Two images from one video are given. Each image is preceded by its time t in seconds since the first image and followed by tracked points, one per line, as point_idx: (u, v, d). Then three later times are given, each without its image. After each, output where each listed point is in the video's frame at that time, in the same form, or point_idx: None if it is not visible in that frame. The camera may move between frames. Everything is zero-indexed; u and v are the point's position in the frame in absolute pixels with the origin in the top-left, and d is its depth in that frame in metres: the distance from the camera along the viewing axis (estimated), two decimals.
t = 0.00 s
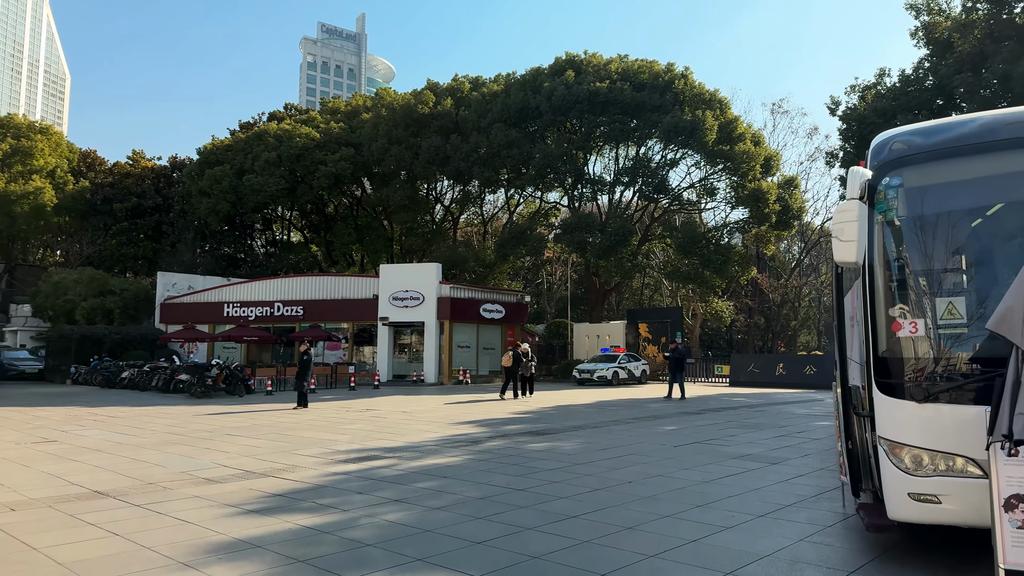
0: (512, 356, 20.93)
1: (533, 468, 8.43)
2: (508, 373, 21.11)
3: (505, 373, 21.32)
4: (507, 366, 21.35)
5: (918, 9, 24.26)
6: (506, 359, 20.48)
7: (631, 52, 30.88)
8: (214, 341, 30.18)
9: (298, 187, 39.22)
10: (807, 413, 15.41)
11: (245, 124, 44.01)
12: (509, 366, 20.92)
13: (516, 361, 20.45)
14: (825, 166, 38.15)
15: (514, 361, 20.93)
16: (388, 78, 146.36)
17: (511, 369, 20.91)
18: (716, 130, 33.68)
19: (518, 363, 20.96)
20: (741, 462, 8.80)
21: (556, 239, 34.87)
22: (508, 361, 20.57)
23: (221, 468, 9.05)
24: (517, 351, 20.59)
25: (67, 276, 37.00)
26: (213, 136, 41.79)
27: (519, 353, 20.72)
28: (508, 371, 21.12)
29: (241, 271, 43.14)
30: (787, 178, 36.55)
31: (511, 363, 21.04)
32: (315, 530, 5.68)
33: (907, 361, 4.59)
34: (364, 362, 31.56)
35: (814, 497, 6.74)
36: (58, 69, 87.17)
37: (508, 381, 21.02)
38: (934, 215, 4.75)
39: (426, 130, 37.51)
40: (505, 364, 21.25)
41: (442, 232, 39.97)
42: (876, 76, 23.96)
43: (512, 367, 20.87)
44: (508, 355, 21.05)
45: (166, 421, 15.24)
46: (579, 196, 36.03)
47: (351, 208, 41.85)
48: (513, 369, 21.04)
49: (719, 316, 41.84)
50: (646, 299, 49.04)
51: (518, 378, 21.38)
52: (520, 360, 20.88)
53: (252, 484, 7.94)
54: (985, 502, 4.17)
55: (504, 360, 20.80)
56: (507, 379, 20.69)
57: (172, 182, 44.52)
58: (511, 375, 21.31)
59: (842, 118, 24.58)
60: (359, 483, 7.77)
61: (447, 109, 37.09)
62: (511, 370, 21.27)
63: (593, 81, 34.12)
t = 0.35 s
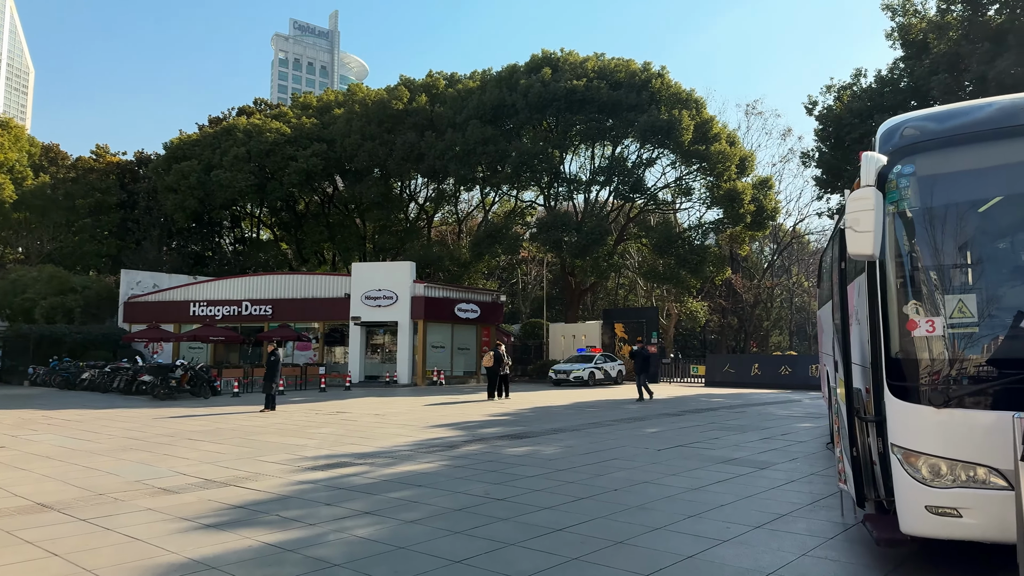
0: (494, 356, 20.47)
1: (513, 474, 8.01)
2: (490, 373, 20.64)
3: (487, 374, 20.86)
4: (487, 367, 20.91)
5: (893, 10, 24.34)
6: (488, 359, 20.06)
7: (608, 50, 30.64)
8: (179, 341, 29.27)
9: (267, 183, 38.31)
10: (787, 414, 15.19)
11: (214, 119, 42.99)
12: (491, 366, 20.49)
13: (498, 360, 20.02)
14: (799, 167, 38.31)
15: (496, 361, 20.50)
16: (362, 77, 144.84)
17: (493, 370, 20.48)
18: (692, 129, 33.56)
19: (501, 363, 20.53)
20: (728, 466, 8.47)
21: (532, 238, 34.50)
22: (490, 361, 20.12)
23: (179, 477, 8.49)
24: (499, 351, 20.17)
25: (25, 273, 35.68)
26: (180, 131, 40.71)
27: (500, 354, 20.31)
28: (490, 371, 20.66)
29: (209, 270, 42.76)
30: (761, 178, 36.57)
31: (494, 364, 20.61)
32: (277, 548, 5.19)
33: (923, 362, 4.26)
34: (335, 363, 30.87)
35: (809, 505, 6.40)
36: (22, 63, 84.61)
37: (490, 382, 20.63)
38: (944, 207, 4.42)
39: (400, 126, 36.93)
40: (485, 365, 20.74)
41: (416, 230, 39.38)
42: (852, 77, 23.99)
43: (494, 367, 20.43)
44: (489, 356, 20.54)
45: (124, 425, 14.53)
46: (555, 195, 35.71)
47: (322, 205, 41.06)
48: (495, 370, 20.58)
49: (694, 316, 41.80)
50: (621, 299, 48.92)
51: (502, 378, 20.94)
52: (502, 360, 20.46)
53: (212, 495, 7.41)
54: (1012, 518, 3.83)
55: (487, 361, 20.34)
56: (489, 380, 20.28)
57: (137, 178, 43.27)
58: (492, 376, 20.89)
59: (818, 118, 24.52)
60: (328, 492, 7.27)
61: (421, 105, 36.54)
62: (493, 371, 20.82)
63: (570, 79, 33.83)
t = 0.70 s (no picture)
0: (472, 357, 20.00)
1: (491, 481, 7.59)
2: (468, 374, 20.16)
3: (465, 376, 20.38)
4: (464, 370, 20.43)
5: (868, 11, 24.43)
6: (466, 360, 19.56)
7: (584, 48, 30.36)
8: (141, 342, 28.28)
9: (235, 180, 37.38)
10: (766, 416, 14.98)
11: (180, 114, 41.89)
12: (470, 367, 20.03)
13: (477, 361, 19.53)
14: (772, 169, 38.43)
15: (475, 362, 20.06)
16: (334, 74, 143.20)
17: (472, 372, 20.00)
18: (667, 129, 33.40)
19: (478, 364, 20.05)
20: (714, 472, 8.14)
21: (506, 237, 34.09)
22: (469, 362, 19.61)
23: (131, 487, 7.90)
24: (478, 352, 19.69)
25: None
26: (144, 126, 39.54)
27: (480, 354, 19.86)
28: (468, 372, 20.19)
29: (174, 268, 41.40)
30: (735, 179, 36.56)
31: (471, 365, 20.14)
32: (232, 569, 4.70)
33: (940, 364, 3.94)
34: (305, 364, 30.12)
35: (804, 515, 6.07)
36: None
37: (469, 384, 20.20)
38: (955, 198, 4.13)
39: (372, 123, 36.29)
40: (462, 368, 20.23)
41: (389, 229, 38.72)
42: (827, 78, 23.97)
43: (472, 369, 19.97)
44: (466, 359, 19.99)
45: (78, 430, 13.79)
46: (530, 194, 35.35)
47: (292, 203, 40.19)
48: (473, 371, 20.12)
49: (667, 317, 41.73)
50: (595, 299, 48.74)
51: (477, 380, 20.48)
52: (480, 361, 20.02)
53: (166, 507, 6.86)
54: None
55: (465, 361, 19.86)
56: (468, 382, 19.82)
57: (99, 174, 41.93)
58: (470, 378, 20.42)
59: (793, 119, 24.39)
60: (293, 504, 6.77)
61: (394, 102, 35.93)
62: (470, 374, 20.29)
63: (546, 77, 33.50)
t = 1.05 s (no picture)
0: (458, 358, 19.53)
1: (473, 491, 7.16)
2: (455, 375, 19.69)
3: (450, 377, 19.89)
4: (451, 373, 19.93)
5: (848, 10, 24.46)
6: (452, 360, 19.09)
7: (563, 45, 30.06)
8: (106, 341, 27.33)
9: (206, 175, 36.48)
10: (749, 417, 14.75)
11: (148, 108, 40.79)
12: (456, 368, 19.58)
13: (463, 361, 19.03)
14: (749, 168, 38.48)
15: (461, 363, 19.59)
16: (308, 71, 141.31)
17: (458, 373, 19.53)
18: (646, 128, 33.21)
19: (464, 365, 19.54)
20: (706, 479, 7.80)
21: (484, 235, 33.66)
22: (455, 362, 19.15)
23: (84, 500, 7.32)
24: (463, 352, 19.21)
25: None
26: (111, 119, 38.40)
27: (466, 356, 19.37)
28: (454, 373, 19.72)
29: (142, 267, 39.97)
30: (712, 179, 36.46)
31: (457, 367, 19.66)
32: None
33: (972, 369, 3.61)
34: (276, 365, 29.38)
35: (808, 527, 5.72)
36: None
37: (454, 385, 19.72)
38: (982, 188, 3.80)
39: (346, 118, 35.71)
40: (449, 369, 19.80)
41: (364, 226, 38.06)
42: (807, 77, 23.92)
43: (458, 370, 19.51)
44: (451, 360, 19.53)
45: (34, 435, 13.06)
46: (508, 193, 34.96)
47: (264, 200, 39.36)
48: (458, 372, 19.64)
49: (645, 317, 41.57)
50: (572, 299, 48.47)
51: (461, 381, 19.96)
52: (466, 361, 19.54)
53: (121, 523, 6.31)
54: None
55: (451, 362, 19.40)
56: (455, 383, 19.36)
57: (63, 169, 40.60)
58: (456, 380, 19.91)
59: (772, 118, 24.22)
60: (261, 518, 6.27)
61: (370, 97, 35.31)
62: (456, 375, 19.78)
63: (524, 74, 33.14)
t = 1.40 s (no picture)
0: (449, 358, 19.08)
1: (462, 501, 6.73)
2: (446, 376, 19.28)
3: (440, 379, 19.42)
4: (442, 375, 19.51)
5: (832, 8, 24.60)
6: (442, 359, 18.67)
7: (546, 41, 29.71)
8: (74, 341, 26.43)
9: (180, 170, 35.64)
10: (738, 419, 14.47)
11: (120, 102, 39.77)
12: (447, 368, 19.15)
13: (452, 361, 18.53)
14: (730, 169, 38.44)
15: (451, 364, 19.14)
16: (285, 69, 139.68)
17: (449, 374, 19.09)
18: (629, 127, 32.98)
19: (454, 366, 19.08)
20: (705, 487, 7.43)
21: (465, 234, 33.19)
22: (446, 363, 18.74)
23: (39, 514, 6.76)
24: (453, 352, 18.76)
25: None
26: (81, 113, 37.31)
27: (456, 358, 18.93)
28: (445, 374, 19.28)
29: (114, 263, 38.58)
30: (695, 178, 36.30)
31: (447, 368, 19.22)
32: None
33: None
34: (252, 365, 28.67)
35: (821, 541, 5.36)
36: None
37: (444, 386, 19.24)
38: None
39: (325, 114, 35.09)
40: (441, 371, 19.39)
41: (343, 224, 37.41)
42: (792, 75, 23.80)
43: (447, 370, 19.08)
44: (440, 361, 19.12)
45: None
46: (490, 191, 34.51)
47: (240, 197, 38.55)
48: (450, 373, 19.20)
49: (627, 318, 41.33)
50: (552, 299, 48.15)
51: (451, 383, 19.48)
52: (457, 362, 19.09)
53: (77, 540, 5.78)
54: None
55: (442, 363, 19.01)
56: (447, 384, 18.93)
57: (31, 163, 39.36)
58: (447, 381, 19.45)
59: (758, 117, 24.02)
60: (232, 535, 5.78)
61: (349, 93, 34.70)
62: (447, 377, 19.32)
63: (507, 70, 32.74)
